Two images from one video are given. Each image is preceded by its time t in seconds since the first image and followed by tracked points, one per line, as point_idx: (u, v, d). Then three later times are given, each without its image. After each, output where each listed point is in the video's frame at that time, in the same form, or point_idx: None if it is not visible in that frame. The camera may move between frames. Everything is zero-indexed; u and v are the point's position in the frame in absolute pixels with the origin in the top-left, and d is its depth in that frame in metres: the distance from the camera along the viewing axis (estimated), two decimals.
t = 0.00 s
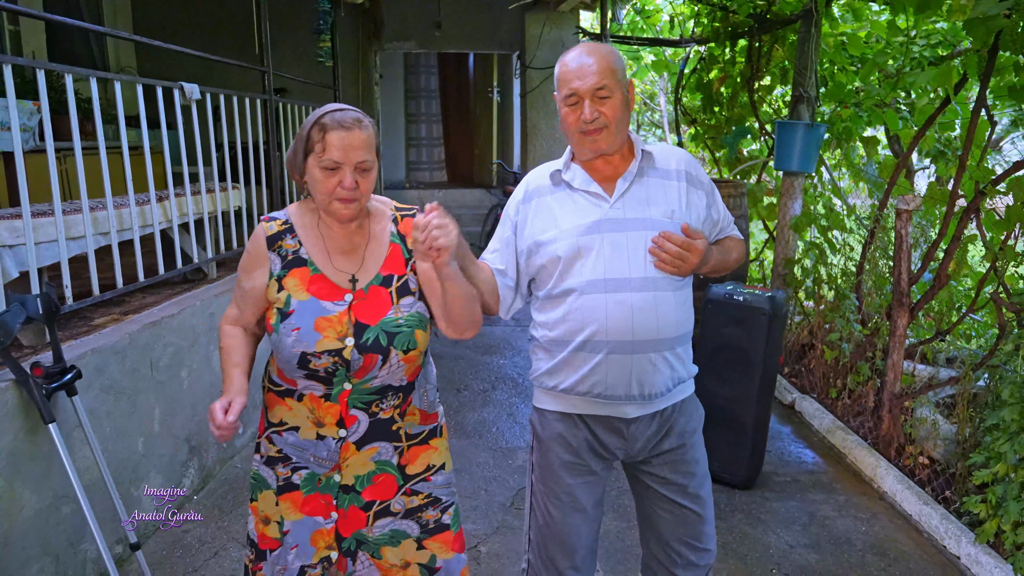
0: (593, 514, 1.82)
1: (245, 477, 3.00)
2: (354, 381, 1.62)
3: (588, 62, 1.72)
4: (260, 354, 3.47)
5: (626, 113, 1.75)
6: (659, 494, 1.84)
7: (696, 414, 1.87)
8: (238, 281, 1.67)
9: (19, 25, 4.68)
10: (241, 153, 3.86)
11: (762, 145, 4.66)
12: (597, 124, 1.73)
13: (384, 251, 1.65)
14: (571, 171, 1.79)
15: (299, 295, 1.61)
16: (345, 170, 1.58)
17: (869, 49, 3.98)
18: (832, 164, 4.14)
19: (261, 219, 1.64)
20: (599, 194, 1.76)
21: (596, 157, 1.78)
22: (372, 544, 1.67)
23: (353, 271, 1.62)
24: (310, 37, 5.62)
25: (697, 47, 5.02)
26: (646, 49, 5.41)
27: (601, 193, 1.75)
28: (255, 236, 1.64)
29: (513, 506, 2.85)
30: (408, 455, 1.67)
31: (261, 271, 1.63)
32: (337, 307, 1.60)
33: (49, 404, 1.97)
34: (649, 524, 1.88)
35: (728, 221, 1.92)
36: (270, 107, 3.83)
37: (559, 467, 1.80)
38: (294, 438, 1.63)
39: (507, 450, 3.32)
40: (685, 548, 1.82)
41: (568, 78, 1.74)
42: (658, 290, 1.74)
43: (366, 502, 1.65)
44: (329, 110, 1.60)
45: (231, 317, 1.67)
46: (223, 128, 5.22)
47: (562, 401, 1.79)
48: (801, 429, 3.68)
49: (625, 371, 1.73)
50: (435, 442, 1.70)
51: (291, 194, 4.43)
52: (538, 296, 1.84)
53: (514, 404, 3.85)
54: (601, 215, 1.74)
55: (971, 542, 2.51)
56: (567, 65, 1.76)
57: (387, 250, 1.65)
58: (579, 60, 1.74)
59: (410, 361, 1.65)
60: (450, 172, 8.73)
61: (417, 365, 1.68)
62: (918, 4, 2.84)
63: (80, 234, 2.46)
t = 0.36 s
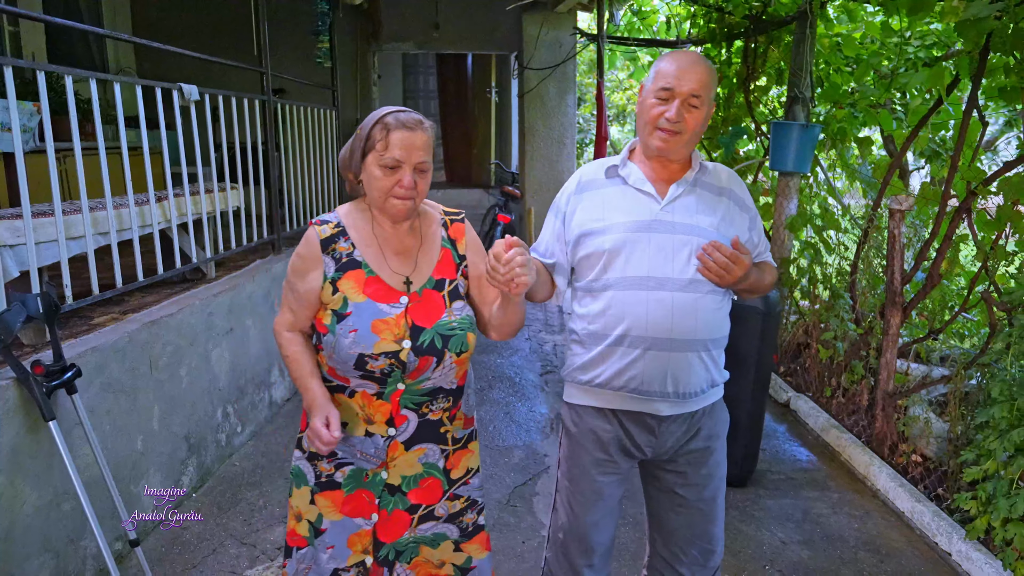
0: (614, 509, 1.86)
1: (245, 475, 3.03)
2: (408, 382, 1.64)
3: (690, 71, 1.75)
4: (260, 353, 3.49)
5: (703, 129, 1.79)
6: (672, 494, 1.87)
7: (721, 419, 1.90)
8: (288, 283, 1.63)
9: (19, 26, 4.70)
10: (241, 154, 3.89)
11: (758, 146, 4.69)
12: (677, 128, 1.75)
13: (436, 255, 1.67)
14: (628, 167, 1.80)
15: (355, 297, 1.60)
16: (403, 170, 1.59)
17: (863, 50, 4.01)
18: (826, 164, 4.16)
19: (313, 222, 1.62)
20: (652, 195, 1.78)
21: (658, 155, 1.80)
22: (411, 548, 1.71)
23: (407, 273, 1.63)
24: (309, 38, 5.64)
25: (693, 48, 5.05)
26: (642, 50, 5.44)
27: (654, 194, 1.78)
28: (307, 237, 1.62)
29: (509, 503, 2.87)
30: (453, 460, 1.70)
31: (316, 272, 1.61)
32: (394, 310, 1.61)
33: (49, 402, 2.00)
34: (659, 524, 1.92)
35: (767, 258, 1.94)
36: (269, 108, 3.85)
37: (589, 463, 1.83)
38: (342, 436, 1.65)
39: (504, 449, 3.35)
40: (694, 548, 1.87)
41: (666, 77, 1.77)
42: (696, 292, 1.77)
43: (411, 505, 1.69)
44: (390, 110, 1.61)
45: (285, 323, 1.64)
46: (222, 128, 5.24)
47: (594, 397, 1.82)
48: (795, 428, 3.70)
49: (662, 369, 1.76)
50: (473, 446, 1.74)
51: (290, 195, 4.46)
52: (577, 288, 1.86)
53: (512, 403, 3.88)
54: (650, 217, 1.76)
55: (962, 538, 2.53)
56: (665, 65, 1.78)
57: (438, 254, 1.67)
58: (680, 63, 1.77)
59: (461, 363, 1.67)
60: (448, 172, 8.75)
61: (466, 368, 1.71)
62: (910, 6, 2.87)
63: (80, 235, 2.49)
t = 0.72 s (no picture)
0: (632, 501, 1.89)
1: (246, 472, 3.06)
2: (419, 371, 1.67)
3: (687, 67, 1.77)
4: (260, 350, 3.52)
5: (711, 122, 1.81)
6: (685, 488, 1.91)
7: (737, 415, 1.94)
8: (294, 274, 1.67)
9: (20, 27, 4.74)
10: (241, 153, 3.92)
11: (755, 146, 4.72)
12: (685, 125, 1.78)
13: (440, 245, 1.70)
14: (645, 166, 1.84)
15: (364, 289, 1.64)
16: (412, 164, 1.62)
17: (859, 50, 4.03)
18: (822, 164, 4.19)
19: (323, 214, 1.66)
20: (671, 191, 1.82)
21: (672, 155, 1.83)
22: (431, 542, 1.74)
23: (414, 265, 1.67)
24: (308, 38, 5.66)
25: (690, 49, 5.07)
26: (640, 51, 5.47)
27: (673, 190, 1.82)
28: (315, 230, 1.65)
29: (507, 499, 2.90)
30: (463, 447, 1.74)
31: (326, 263, 1.65)
32: (403, 301, 1.64)
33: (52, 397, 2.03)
34: (670, 518, 1.96)
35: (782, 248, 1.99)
36: (269, 107, 3.88)
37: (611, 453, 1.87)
38: (356, 429, 1.67)
39: (502, 445, 3.38)
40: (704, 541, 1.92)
41: (664, 78, 1.79)
42: (722, 284, 1.81)
43: (426, 494, 1.71)
44: (398, 105, 1.64)
45: (289, 311, 1.66)
46: (221, 128, 5.27)
47: (617, 389, 1.84)
48: (791, 425, 3.73)
49: (688, 359, 1.79)
50: (478, 435, 1.78)
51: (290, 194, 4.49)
52: (599, 285, 1.89)
53: (510, 400, 3.91)
54: (672, 211, 1.80)
55: (954, 533, 2.57)
56: (660, 68, 1.81)
57: (443, 242, 1.71)
58: (679, 62, 1.79)
59: (469, 351, 1.71)
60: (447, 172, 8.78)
61: (473, 356, 1.75)
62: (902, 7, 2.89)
63: (82, 233, 2.52)
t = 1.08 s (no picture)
0: (631, 495, 1.94)
1: (256, 466, 3.11)
2: (410, 368, 1.71)
3: (655, 74, 1.84)
4: (268, 348, 3.57)
5: (689, 120, 1.88)
6: (688, 481, 1.96)
7: (737, 408, 1.98)
8: (293, 272, 1.73)
9: (28, 27, 4.78)
10: (248, 153, 3.97)
11: (756, 146, 4.78)
12: (662, 130, 1.85)
13: (437, 246, 1.75)
14: (637, 172, 1.89)
15: (360, 288, 1.69)
16: (396, 159, 1.69)
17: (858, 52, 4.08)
18: (822, 164, 4.25)
19: (320, 215, 1.72)
20: (662, 195, 1.87)
21: (660, 160, 1.90)
22: (409, 526, 1.79)
23: (409, 265, 1.72)
24: (313, 39, 5.68)
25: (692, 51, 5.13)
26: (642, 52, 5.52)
27: (665, 194, 1.87)
28: (313, 230, 1.72)
29: (513, 493, 2.96)
30: (452, 442, 1.78)
31: (321, 262, 1.70)
32: (396, 300, 1.69)
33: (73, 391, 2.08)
34: (675, 512, 2.01)
35: (777, 237, 2.05)
36: (276, 108, 3.93)
37: (610, 448, 1.90)
38: (346, 419, 1.73)
39: (508, 441, 3.43)
40: (708, 534, 1.96)
41: (636, 87, 1.87)
42: (716, 283, 1.86)
43: (410, 481, 1.76)
44: (382, 106, 1.73)
45: (283, 303, 1.74)
46: (227, 127, 5.32)
47: (618, 385, 1.89)
48: (791, 422, 3.79)
49: (685, 359, 1.84)
50: (473, 431, 1.82)
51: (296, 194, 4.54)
52: (600, 287, 1.95)
53: (514, 397, 3.96)
54: (665, 214, 1.85)
55: (951, 526, 2.62)
56: (633, 77, 1.89)
57: (439, 245, 1.75)
58: (648, 70, 1.86)
59: (461, 351, 1.75)
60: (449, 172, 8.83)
61: (466, 356, 1.78)
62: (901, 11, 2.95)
63: (99, 231, 2.57)
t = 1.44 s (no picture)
0: (620, 481, 2.02)
1: (278, 458, 3.19)
2: (377, 356, 1.76)
3: (596, 76, 1.92)
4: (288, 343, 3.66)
5: (639, 114, 1.95)
6: (676, 467, 2.02)
7: (718, 395, 2.03)
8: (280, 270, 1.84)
9: (47, 28, 4.85)
10: (265, 153, 4.06)
11: (761, 147, 4.87)
12: (614, 128, 1.93)
13: (408, 241, 1.80)
14: (603, 171, 1.97)
15: (329, 280, 1.76)
16: (374, 154, 1.74)
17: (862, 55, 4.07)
18: (826, 164, 4.35)
19: (300, 213, 1.81)
20: (629, 188, 1.94)
21: (621, 157, 1.97)
22: (401, 506, 1.84)
23: (378, 259, 1.77)
24: (325, 41, 5.72)
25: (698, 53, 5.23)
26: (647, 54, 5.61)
27: (631, 187, 1.94)
28: (293, 228, 1.80)
29: (528, 483, 3.05)
30: (435, 427, 1.82)
31: (299, 259, 1.79)
32: (362, 291, 1.75)
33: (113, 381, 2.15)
34: (664, 496, 2.07)
35: (750, 216, 2.09)
36: (292, 109, 4.01)
37: (594, 437, 1.98)
38: (330, 410, 1.79)
39: (521, 434, 3.52)
40: (703, 518, 2.03)
41: (582, 93, 1.96)
42: (685, 268, 1.92)
43: (396, 466, 1.80)
44: (366, 108, 1.81)
45: (278, 304, 1.84)
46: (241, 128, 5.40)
47: (597, 371, 1.97)
48: (797, 415, 3.88)
49: (654, 344, 1.91)
50: (459, 414, 1.85)
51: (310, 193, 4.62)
52: (580, 282, 2.03)
53: (525, 391, 4.05)
54: (631, 206, 1.92)
55: (955, 513, 2.71)
56: (580, 83, 1.98)
57: (410, 241, 1.80)
58: (591, 75, 1.95)
59: (428, 338, 1.79)
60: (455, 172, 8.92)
61: (438, 342, 1.82)
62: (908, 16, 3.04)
63: (132, 228, 2.67)
